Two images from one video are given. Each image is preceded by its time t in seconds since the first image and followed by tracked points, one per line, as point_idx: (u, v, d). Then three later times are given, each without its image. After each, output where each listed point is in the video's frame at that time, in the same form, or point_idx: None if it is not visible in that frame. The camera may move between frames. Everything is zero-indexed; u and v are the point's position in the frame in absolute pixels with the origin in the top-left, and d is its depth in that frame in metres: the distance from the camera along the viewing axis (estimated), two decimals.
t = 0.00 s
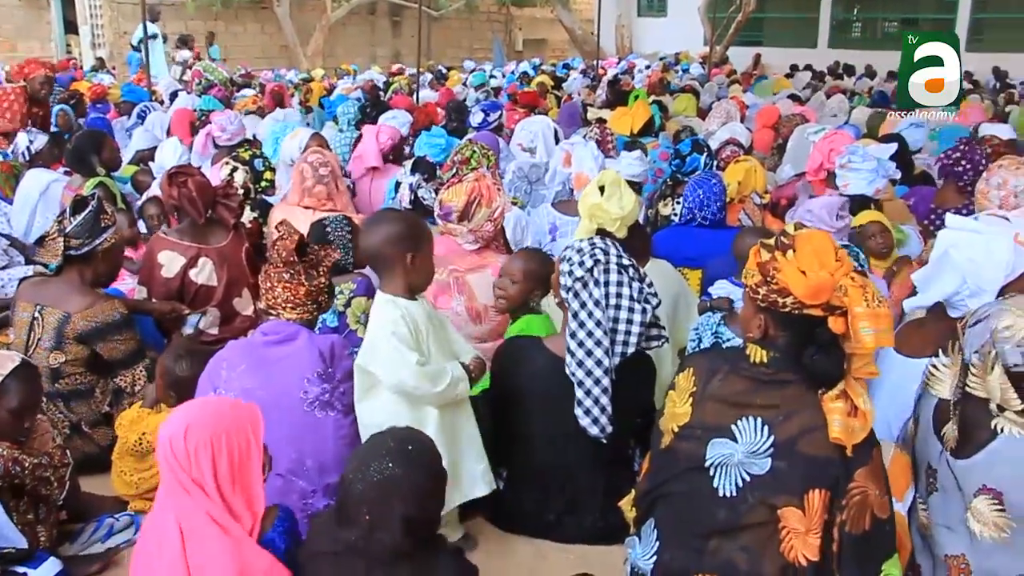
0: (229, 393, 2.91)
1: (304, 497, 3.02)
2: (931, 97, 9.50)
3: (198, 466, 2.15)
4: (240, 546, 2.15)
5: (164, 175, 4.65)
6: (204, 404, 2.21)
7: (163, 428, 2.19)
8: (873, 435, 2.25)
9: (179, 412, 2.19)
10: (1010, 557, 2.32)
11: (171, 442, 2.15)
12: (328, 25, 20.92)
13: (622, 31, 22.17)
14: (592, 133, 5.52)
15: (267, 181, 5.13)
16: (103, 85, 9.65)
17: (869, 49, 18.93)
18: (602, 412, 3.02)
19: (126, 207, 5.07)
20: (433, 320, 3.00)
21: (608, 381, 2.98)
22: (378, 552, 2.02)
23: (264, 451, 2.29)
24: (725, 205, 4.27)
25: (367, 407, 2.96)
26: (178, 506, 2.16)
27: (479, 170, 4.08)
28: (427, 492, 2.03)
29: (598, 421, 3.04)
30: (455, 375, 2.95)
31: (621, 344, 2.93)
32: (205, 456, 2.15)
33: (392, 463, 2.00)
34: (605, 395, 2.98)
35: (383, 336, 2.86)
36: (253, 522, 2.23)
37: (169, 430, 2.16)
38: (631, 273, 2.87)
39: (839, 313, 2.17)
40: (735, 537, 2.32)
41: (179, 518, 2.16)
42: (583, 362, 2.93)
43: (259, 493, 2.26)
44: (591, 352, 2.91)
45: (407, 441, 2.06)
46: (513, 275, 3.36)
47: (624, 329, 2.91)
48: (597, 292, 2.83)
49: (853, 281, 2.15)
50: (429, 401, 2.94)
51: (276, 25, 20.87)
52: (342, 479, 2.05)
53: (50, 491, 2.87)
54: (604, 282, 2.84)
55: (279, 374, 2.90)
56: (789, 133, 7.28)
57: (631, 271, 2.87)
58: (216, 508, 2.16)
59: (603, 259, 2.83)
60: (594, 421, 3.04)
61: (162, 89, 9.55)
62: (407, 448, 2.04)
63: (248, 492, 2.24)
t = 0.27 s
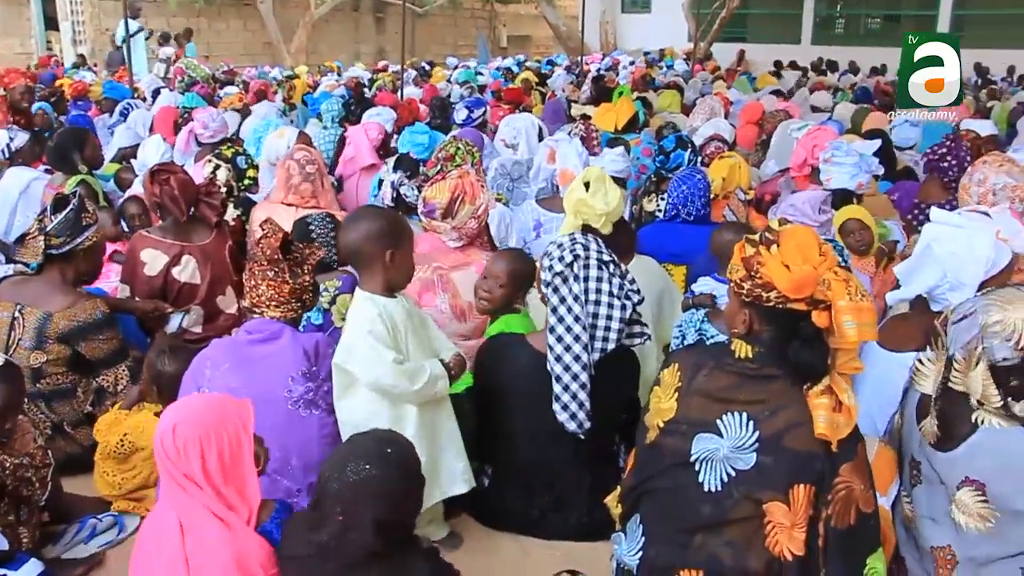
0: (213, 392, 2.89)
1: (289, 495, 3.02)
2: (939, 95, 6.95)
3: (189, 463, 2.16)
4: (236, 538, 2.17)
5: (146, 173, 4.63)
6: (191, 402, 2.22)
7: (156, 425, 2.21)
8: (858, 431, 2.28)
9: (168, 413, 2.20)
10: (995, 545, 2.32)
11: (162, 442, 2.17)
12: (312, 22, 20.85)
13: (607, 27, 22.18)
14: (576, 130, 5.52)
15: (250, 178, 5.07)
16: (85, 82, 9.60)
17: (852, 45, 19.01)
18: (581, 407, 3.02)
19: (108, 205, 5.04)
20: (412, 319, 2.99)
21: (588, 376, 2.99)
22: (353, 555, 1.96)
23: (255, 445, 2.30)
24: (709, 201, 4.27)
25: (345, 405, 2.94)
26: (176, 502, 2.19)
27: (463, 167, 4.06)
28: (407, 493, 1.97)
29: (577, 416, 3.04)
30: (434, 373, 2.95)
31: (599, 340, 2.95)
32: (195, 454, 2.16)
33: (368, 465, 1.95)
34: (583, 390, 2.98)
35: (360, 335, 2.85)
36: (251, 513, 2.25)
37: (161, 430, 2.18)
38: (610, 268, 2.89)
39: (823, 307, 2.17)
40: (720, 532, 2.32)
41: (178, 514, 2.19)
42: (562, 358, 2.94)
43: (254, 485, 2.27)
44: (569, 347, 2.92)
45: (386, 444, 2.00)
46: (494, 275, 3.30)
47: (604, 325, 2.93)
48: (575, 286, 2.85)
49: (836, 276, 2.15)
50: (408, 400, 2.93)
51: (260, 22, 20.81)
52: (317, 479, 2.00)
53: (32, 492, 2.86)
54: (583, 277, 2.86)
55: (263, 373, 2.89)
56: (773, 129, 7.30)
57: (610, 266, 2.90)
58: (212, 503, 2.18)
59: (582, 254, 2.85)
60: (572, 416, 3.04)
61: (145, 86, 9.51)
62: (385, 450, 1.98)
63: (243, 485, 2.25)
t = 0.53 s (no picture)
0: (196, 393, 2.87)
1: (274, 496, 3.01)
2: (935, 96, 7.06)
3: (188, 465, 2.16)
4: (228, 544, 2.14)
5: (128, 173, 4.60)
6: (193, 403, 2.23)
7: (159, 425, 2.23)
8: (839, 427, 2.29)
9: (171, 414, 2.22)
10: (986, 534, 2.35)
11: (163, 443, 2.18)
12: (296, 20, 20.78)
13: (591, 24, 22.18)
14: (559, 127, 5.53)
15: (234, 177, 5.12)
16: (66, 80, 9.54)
17: (835, 41, 19.09)
18: (564, 404, 3.02)
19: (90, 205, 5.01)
20: (395, 316, 3.00)
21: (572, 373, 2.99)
22: None
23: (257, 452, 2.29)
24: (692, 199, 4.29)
25: (327, 401, 2.94)
26: (175, 505, 2.19)
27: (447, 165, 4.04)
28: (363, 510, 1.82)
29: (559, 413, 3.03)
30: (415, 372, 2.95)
31: (582, 338, 2.96)
32: (193, 455, 2.16)
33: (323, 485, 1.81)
34: (565, 388, 2.98)
35: (340, 336, 2.85)
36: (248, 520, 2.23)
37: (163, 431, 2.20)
38: (592, 265, 2.90)
39: (802, 304, 2.17)
40: (703, 530, 2.33)
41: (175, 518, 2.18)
42: (545, 356, 2.93)
43: (255, 491, 2.25)
44: (551, 344, 2.92)
45: (342, 462, 1.85)
46: (478, 275, 3.29)
47: (586, 323, 2.94)
48: (557, 284, 2.85)
49: (815, 272, 2.15)
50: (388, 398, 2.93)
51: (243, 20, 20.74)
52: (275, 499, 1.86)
53: (13, 495, 2.84)
54: (565, 274, 2.87)
55: (247, 373, 2.88)
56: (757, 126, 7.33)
57: (591, 263, 2.90)
58: (209, 507, 2.18)
59: (563, 251, 2.86)
60: (555, 414, 3.03)
61: (127, 84, 9.46)
62: (342, 472, 1.83)
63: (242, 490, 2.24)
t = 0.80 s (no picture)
0: (176, 393, 2.83)
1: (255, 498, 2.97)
2: (934, 96, 6.95)
3: (171, 478, 2.21)
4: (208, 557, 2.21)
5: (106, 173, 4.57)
6: (178, 416, 2.26)
7: (144, 433, 2.27)
8: (818, 424, 2.30)
9: (157, 425, 2.26)
10: (964, 527, 2.36)
11: (148, 455, 2.22)
12: (276, 18, 20.68)
13: (572, 22, 22.18)
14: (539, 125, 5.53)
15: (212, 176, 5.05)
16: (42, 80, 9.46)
17: (814, 38, 19.17)
18: (543, 403, 3.02)
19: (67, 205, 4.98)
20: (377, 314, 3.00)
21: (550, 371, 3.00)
22: None
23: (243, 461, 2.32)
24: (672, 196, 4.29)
25: (306, 397, 2.92)
26: (160, 513, 2.24)
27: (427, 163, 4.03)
28: (327, 540, 1.74)
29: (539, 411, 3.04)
30: (396, 371, 2.95)
31: (560, 336, 2.98)
32: (176, 469, 2.20)
33: (276, 508, 1.74)
34: (544, 386, 2.99)
35: (320, 335, 2.84)
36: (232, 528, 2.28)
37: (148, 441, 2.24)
38: (573, 264, 2.90)
39: (779, 302, 2.18)
40: (683, 528, 2.33)
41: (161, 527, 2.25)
42: (523, 354, 2.94)
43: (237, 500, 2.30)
44: (530, 343, 2.93)
45: (299, 483, 1.78)
46: (465, 276, 3.21)
47: (565, 321, 2.95)
48: (536, 282, 2.86)
49: (791, 270, 2.15)
50: (365, 397, 2.92)
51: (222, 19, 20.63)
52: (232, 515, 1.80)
53: None
54: (544, 273, 2.87)
55: (228, 374, 2.86)
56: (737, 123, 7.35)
57: (572, 262, 2.91)
58: (191, 520, 2.24)
59: (544, 250, 2.86)
60: (533, 412, 3.04)
61: (104, 84, 9.39)
62: (298, 494, 1.75)
63: (225, 500, 2.29)
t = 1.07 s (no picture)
0: (157, 395, 2.83)
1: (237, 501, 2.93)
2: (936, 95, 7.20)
3: (122, 505, 2.04)
4: None
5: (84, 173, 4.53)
6: (126, 438, 2.08)
7: (88, 457, 2.08)
8: (798, 421, 2.31)
9: (102, 450, 2.07)
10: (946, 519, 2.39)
11: (95, 483, 2.04)
12: (255, 16, 20.56)
13: (552, 20, 22.19)
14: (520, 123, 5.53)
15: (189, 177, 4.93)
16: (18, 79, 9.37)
17: (794, 36, 19.29)
18: (523, 402, 3.02)
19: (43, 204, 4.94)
20: (364, 314, 3.00)
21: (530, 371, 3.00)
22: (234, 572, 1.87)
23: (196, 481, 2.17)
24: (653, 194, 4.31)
25: (293, 396, 2.90)
26: (106, 544, 2.06)
27: (407, 162, 4.05)
28: (297, 535, 1.85)
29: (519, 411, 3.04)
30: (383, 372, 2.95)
31: (540, 336, 2.98)
32: (127, 495, 2.03)
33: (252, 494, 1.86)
34: (524, 385, 2.99)
35: (308, 334, 2.83)
36: (186, 553, 2.14)
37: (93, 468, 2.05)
38: (554, 264, 2.90)
39: (760, 298, 2.18)
40: (665, 526, 2.33)
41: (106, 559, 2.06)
42: (503, 354, 2.95)
43: (191, 523, 2.16)
44: (511, 342, 2.93)
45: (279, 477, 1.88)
46: (449, 275, 3.21)
47: (546, 321, 2.95)
48: (517, 281, 2.87)
49: (772, 266, 2.16)
50: (353, 397, 2.92)
51: (201, 17, 20.50)
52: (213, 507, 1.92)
53: None
54: (526, 272, 2.88)
55: (210, 376, 2.83)
56: (717, 121, 7.39)
57: (554, 261, 2.91)
58: (145, 548, 2.07)
59: (525, 250, 2.86)
60: (513, 412, 3.04)
61: (82, 83, 9.31)
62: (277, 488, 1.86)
63: (180, 523, 2.14)
